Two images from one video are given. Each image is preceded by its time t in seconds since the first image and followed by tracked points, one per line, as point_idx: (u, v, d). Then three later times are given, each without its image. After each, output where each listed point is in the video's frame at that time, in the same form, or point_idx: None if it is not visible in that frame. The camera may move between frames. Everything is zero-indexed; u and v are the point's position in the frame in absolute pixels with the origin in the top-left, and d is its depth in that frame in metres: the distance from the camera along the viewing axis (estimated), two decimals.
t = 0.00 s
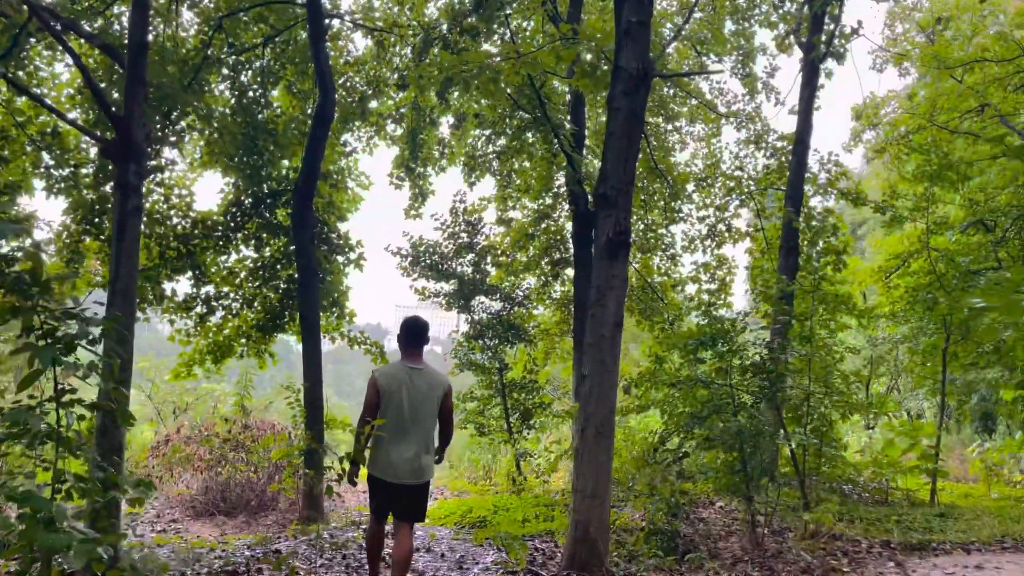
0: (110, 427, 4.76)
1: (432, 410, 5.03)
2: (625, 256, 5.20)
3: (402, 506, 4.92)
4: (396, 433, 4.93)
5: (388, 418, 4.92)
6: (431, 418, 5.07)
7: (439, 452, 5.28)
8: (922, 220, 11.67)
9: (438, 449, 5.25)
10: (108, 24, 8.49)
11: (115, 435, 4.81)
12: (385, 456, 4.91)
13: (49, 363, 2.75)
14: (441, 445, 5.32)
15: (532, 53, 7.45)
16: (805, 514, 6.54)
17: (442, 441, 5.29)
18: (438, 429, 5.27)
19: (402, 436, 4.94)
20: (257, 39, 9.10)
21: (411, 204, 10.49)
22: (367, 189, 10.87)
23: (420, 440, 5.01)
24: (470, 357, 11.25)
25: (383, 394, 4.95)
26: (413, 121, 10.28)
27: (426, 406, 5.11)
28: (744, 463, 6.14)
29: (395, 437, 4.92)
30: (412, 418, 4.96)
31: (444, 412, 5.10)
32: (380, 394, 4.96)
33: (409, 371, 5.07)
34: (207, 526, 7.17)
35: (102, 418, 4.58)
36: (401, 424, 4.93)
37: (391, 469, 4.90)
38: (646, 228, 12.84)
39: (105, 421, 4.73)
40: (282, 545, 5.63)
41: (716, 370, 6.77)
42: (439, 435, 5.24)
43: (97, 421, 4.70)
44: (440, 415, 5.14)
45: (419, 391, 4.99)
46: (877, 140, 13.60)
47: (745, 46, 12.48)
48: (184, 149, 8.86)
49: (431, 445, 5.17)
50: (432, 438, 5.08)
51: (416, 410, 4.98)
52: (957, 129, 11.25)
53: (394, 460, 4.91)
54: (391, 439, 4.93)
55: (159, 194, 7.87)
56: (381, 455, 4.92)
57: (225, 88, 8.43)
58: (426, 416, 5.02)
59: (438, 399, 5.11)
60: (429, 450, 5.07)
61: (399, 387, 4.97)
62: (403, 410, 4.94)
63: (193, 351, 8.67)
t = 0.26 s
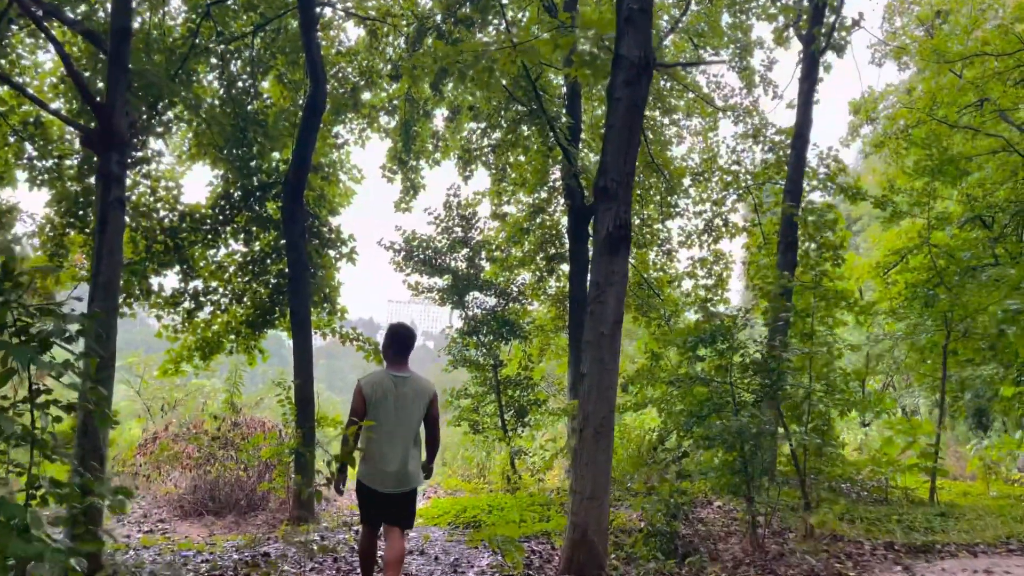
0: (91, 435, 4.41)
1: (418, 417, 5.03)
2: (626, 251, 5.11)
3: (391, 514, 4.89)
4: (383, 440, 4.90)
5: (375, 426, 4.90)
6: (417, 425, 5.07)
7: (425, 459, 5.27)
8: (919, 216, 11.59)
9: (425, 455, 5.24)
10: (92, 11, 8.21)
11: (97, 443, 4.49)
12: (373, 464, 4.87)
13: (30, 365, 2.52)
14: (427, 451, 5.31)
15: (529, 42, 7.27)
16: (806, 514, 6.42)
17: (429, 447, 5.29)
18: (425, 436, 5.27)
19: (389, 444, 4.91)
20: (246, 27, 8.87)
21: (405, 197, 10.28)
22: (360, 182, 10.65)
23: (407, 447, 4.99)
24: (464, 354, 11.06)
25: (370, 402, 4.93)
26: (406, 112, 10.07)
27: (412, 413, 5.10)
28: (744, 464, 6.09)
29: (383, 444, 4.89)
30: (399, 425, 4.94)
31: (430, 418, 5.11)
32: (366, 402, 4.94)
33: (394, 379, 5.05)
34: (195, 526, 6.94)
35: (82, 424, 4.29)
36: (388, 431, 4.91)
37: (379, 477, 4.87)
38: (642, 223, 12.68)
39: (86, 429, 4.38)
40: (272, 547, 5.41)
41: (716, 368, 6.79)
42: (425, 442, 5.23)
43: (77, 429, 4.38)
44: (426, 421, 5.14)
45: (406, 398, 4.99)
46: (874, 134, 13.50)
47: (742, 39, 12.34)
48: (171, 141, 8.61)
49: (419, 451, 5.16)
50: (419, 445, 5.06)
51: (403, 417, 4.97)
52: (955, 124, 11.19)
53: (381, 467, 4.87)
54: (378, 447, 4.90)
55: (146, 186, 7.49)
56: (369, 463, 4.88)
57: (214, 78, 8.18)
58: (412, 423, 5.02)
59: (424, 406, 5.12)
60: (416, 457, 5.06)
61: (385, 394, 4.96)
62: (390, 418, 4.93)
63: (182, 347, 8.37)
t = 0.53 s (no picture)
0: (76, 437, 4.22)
1: (409, 411, 4.92)
2: (629, 243, 4.98)
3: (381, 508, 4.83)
4: (373, 434, 4.82)
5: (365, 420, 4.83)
6: (409, 419, 4.97)
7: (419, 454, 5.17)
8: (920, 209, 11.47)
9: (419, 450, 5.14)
10: None
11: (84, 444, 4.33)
12: (362, 458, 4.80)
13: (6, 366, 2.30)
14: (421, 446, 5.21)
15: (528, 29, 7.09)
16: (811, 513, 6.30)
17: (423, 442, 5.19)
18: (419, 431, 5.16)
19: (378, 438, 4.82)
20: (236, 15, 8.63)
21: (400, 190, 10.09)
22: (354, 174, 10.43)
23: (398, 442, 4.89)
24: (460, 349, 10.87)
25: (360, 396, 4.87)
26: (401, 102, 9.86)
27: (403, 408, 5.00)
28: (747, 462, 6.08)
29: (373, 439, 4.80)
30: (389, 420, 4.86)
31: (423, 413, 5.01)
32: (357, 396, 4.89)
33: (386, 373, 4.96)
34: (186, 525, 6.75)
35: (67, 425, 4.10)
36: (378, 424, 4.83)
37: (368, 471, 4.80)
38: (640, 216, 12.52)
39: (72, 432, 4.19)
40: (265, 548, 5.24)
41: (718, 363, 6.76)
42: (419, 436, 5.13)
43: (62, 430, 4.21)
44: (419, 416, 5.03)
45: (396, 392, 4.89)
46: (874, 127, 13.38)
47: (742, 29, 12.16)
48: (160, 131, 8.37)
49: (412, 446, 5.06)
50: (411, 439, 4.96)
51: (394, 411, 4.89)
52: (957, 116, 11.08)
53: (371, 461, 4.80)
54: (368, 441, 4.83)
55: (134, 178, 7.22)
56: (359, 456, 4.81)
57: (204, 66, 7.96)
58: (403, 417, 4.92)
59: (416, 400, 5.01)
60: (408, 451, 4.96)
61: (375, 388, 4.88)
62: (380, 412, 4.85)
63: (172, 343, 8.14)
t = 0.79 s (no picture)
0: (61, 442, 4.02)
1: (405, 409, 4.75)
2: (635, 237, 4.87)
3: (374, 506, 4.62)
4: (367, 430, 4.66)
5: (359, 416, 4.69)
6: (404, 418, 4.80)
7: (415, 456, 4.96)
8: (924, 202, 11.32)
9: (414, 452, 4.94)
10: None
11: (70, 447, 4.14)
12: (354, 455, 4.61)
13: None
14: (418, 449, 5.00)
15: (528, 17, 6.89)
16: (819, 513, 6.15)
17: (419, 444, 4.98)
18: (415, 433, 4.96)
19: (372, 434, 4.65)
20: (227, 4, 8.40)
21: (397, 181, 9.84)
22: (349, 168, 10.20)
23: (392, 440, 4.70)
24: (459, 346, 10.66)
25: (355, 392, 4.76)
26: (398, 94, 9.64)
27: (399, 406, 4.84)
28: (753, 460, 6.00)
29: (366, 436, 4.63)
30: (382, 416, 4.70)
31: (419, 412, 4.83)
32: (352, 392, 4.78)
33: (382, 371, 4.84)
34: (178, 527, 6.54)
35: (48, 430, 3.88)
36: (371, 421, 4.68)
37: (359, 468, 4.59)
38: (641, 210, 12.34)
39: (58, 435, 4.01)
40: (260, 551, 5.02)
41: (724, 360, 6.69)
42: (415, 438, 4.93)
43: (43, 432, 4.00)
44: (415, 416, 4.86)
45: (391, 388, 4.75)
46: (876, 120, 13.22)
47: (743, 20, 11.98)
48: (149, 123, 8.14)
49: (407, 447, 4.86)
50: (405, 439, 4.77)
51: (389, 408, 4.73)
52: (961, 107, 10.94)
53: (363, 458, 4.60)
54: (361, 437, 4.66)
55: (124, 170, 6.96)
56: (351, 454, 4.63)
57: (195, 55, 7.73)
58: (399, 415, 4.75)
59: (412, 399, 4.84)
60: (403, 451, 4.75)
61: (371, 384, 4.75)
62: (374, 408, 4.70)
63: (163, 340, 7.89)
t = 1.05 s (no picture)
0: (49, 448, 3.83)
1: (404, 411, 4.66)
2: (638, 231, 4.78)
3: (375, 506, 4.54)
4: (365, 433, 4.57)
5: (358, 418, 4.60)
6: (403, 421, 4.70)
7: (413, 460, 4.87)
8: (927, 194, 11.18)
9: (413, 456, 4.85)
10: None
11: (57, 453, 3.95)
12: (352, 457, 4.52)
13: None
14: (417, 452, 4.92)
15: (526, 5, 6.72)
16: (826, 512, 6.04)
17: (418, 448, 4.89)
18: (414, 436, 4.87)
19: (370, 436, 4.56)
20: None
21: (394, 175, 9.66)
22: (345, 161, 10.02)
23: (391, 443, 4.60)
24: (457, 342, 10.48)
25: (355, 393, 4.67)
26: (394, 86, 9.45)
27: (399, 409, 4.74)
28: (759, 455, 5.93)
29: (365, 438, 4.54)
30: (381, 419, 4.60)
31: (418, 415, 4.74)
32: (352, 393, 4.69)
33: (382, 372, 4.74)
34: (173, 528, 6.39)
35: (32, 435, 3.70)
36: (370, 424, 4.58)
37: (357, 471, 4.50)
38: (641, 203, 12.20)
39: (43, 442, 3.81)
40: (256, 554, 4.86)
41: (728, 356, 6.59)
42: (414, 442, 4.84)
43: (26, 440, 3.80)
44: (415, 418, 4.76)
45: (392, 390, 4.66)
46: (877, 111, 13.08)
47: (744, 10, 11.81)
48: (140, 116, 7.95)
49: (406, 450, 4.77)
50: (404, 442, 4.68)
51: (388, 411, 4.63)
52: (965, 98, 10.80)
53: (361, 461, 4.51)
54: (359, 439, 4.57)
55: (113, 165, 6.75)
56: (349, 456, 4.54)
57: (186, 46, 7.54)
58: (398, 418, 4.66)
59: (412, 402, 4.75)
60: (401, 454, 4.66)
61: (371, 386, 4.67)
62: (374, 410, 4.61)
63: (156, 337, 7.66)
